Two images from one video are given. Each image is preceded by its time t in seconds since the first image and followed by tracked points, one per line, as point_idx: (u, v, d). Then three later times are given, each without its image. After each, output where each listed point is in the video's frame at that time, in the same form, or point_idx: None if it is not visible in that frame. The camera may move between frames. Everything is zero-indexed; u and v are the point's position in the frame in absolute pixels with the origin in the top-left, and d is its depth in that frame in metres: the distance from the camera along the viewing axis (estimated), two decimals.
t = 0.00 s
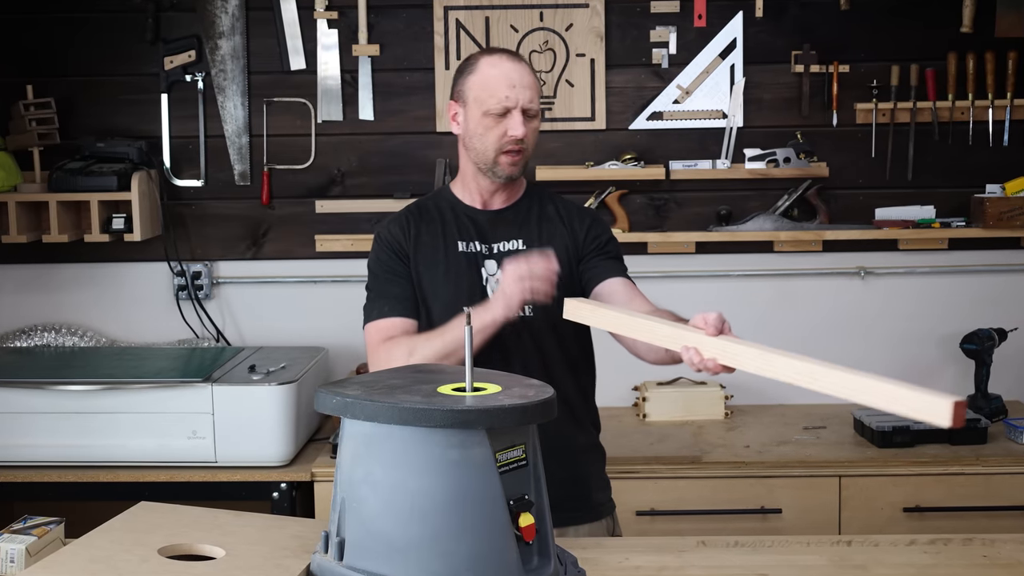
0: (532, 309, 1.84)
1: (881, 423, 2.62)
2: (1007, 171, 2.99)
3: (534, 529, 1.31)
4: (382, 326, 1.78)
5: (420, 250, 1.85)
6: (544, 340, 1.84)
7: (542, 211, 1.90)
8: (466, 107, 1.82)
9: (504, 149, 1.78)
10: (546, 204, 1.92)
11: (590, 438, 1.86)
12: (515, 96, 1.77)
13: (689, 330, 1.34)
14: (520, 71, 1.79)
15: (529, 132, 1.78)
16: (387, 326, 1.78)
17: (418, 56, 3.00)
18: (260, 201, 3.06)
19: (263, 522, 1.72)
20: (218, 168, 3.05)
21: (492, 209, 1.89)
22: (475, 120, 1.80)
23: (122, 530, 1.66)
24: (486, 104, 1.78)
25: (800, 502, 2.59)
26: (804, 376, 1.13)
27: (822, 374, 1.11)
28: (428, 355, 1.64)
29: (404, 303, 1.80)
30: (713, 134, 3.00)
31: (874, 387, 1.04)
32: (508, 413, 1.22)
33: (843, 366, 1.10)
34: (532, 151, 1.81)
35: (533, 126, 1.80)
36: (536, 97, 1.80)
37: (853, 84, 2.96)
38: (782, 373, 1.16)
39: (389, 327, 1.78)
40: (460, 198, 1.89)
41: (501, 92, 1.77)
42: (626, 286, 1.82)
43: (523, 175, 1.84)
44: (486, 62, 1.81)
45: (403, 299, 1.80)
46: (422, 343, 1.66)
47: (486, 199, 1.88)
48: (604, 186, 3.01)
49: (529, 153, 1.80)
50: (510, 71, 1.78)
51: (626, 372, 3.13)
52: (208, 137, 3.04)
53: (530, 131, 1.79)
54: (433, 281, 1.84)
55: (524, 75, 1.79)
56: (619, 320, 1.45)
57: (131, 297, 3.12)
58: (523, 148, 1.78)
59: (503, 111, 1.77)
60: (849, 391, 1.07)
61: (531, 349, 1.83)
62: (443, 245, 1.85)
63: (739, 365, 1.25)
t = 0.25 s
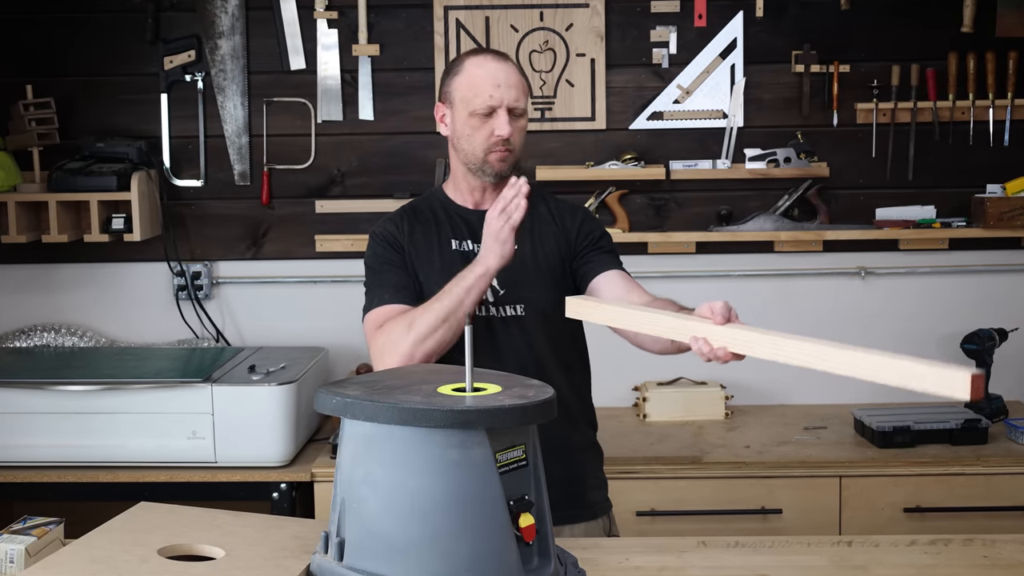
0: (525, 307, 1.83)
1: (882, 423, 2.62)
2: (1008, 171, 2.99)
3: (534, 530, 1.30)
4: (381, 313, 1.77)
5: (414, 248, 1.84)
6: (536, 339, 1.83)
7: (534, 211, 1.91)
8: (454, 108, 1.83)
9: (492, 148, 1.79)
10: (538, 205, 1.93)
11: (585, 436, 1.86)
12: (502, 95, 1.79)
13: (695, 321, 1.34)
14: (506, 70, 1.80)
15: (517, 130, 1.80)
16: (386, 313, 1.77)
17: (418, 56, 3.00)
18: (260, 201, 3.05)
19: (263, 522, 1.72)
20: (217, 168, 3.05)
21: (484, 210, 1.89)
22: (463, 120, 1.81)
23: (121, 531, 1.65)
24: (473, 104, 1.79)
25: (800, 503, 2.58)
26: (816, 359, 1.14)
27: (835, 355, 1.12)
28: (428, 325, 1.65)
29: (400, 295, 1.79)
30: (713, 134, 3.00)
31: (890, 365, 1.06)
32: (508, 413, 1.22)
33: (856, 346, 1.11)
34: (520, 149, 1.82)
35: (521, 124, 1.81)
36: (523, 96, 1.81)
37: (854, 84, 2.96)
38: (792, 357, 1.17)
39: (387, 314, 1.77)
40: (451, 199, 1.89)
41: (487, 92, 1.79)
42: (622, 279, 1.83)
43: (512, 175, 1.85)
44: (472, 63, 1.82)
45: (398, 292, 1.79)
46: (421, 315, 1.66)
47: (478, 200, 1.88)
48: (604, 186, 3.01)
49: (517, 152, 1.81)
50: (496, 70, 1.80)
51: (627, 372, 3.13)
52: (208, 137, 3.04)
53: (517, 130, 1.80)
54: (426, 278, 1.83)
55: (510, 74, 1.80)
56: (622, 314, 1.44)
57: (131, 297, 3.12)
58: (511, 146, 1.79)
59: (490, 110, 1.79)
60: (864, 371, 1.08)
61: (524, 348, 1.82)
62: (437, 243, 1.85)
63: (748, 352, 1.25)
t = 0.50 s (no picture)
0: (524, 308, 1.82)
1: (882, 424, 2.62)
2: (1008, 171, 2.99)
3: (535, 530, 1.30)
4: (381, 313, 1.77)
5: (412, 249, 1.84)
6: (535, 340, 1.82)
7: (532, 212, 1.91)
8: (448, 108, 1.83)
9: (486, 148, 1.79)
10: (535, 205, 1.92)
11: (584, 437, 1.86)
12: (495, 94, 1.78)
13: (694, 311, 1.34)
14: (498, 68, 1.80)
15: (511, 129, 1.79)
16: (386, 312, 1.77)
17: (418, 56, 2.99)
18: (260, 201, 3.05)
19: (263, 522, 1.72)
20: (217, 168, 3.05)
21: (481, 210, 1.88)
22: (457, 120, 1.81)
23: (121, 531, 1.65)
24: (466, 104, 1.79)
25: (801, 503, 2.58)
26: (819, 346, 1.16)
27: (837, 342, 1.14)
28: (432, 323, 1.67)
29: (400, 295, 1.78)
30: (713, 134, 3.00)
31: (896, 349, 1.08)
32: (509, 413, 1.21)
33: (859, 333, 1.13)
34: (515, 148, 1.82)
35: (515, 123, 1.81)
36: (516, 94, 1.81)
37: (854, 84, 2.96)
38: (794, 345, 1.18)
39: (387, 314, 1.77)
40: (448, 200, 1.89)
41: (480, 91, 1.79)
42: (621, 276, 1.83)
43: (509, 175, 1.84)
44: (464, 62, 1.82)
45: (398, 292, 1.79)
46: (422, 313, 1.68)
47: (474, 200, 1.87)
48: (605, 186, 3.00)
49: (512, 150, 1.80)
50: (489, 69, 1.79)
51: (627, 372, 3.13)
52: (207, 137, 3.04)
53: (511, 129, 1.80)
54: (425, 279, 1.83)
55: (503, 72, 1.80)
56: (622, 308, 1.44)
57: (131, 297, 3.12)
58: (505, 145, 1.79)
59: (483, 109, 1.79)
60: (869, 356, 1.10)
61: (523, 349, 1.81)
62: (435, 245, 1.85)
63: (750, 341, 1.26)
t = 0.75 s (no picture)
0: (533, 308, 1.80)
1: (882, 424, 2.61)
2: (1009, 171, 2.98)
3: (535, 531, 1.30)
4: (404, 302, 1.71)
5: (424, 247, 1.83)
6: (542, 338, 1.81)
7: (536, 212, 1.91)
8: (452, 109, 1.83)
9: (490, 148, 1.79)
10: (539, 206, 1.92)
11: (585, 438, 1.86)
12: (499, 95, 1.78)
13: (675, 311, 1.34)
14: (502, 69, 1.79)
15: (515, 129, 1.79)
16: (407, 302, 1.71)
17: (418, 56, 2.99)
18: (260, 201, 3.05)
19: (263, 523, 1.71)
20: (217, 168, 3.05)
21: (487, 210, 1.88)
22: (461, 121, 1.80)
23: (120, 531, 1.65)
24: (470, 105, 1.79)
25: (801, 503, 2.58)
26: (804, 344, 1.16)
27: (823, 340, 1.14)
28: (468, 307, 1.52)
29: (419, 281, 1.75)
30: (714, 134, 2.99)
31: (873, 345, 1.08)
32: (509, 413, 1.21)
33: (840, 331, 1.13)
34: (519, 149, 1.81)
35: (519, 123, 1.80)
36: (521, 95, 1.80)
37: (855, 83, 2.95)
38: (775, 342, 1.18)
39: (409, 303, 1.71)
40: (453, 199, 1.88)
41: (484, 92, 1.78)
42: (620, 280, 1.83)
43: (513, 175, 1.84)
44: (468, 62, 1.81)
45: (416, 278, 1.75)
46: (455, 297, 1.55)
47: (479, 200, 1.87)
48: (605, 186, 3.00)
49: (516, 151, 1.80)
50: (492, 70, 1.79)
51: (627, 372, 3.12)
52: (207, 137, 3.04)
53: (515, 129, 1.79)
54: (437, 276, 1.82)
55: (507, 72, 1.79)
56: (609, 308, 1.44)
57: (131, 297, 3.12)
58: (509, 146, 1.78)
59: (487, 110, 1.78)
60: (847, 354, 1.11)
61: (530, 347, 1.80)
62: (446, 243, 1.84)
63: (730, 339, 1.26)
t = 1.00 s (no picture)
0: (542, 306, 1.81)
1: (883, 424, 2.61)
2: (1009, 171, 2.98)
3: (535, 531, 1.29)
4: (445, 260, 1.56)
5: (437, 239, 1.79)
6: (546, 337, 1.81)
7: (540, 212, 1.92)
8: (456, 111, 1.82)
9: (494, 152, 1.78)
10: (543, 206, 1.94)
11: (584, 439, 1.85)
12: (503, 98, 1.76)
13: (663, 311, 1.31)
14: (506, 71, 1.77)
15: (519, 133, 1.77)
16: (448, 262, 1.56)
17: (418, 55, 2.99)
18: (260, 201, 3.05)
19: (262, 523, 1.71)
20: (217, 168, 3.04)
21: (492, 209, 1.88)
22: (465, 124, 1.79)
23: (120, 532, 1.64)
24: (473, 108, 1.77)
25: (801, 503, 2.58)
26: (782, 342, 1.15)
27: (808, 339, 1.14)
28: (526, 284, 1.36)
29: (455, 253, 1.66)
30: (714, 134, 2.99)
31: (852, 344, 1.10)
32: (509, 413, 1.21)
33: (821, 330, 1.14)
34: (523, 151, 1.80)
35: (523, 126, 1.78)
36: (525, 97, 1.78)
37: (855, 83, 2.95)
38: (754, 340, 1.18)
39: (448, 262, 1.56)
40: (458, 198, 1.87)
41: (488, 95, 1.76)
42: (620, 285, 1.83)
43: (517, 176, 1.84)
44: (472, 64, 1.79)
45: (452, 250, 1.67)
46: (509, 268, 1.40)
47: (485, 200, 1.87)
48: (605, 186, 3.00)
49: (520, 154, 1.79)
50: (496, 72, 1.77)
51: (627, 372, 3.12)
52: (207, 137, 3.03)
53: (520, 132, 1.78)
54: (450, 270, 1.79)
55: (511, 75, 1.77)
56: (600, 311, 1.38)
57: (130, 297, 3.11)
58: (513, 149, 1.77)
59: (491, 114, 1.76)
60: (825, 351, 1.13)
61: (534, 345, 1.80)
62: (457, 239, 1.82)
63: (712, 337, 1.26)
